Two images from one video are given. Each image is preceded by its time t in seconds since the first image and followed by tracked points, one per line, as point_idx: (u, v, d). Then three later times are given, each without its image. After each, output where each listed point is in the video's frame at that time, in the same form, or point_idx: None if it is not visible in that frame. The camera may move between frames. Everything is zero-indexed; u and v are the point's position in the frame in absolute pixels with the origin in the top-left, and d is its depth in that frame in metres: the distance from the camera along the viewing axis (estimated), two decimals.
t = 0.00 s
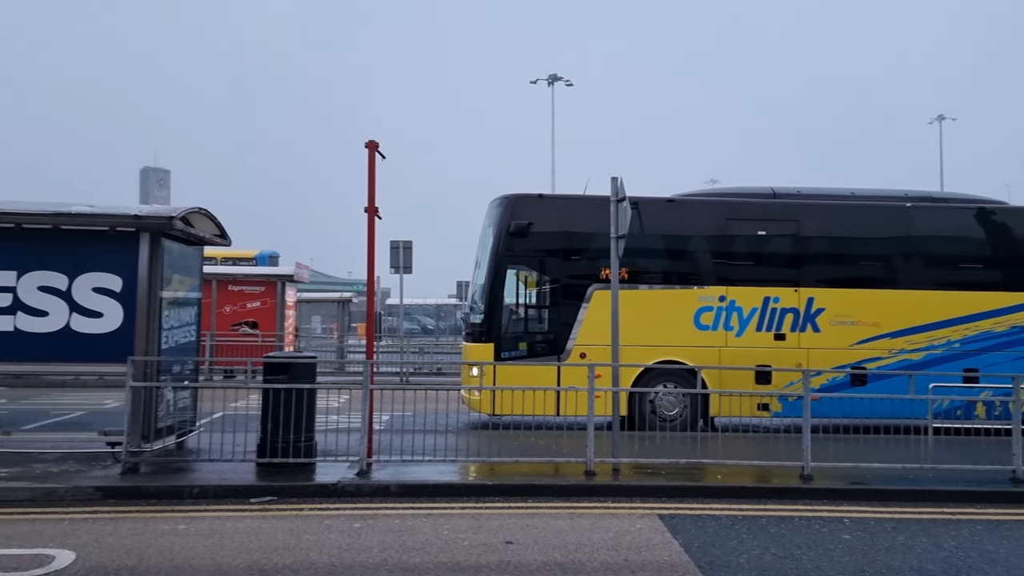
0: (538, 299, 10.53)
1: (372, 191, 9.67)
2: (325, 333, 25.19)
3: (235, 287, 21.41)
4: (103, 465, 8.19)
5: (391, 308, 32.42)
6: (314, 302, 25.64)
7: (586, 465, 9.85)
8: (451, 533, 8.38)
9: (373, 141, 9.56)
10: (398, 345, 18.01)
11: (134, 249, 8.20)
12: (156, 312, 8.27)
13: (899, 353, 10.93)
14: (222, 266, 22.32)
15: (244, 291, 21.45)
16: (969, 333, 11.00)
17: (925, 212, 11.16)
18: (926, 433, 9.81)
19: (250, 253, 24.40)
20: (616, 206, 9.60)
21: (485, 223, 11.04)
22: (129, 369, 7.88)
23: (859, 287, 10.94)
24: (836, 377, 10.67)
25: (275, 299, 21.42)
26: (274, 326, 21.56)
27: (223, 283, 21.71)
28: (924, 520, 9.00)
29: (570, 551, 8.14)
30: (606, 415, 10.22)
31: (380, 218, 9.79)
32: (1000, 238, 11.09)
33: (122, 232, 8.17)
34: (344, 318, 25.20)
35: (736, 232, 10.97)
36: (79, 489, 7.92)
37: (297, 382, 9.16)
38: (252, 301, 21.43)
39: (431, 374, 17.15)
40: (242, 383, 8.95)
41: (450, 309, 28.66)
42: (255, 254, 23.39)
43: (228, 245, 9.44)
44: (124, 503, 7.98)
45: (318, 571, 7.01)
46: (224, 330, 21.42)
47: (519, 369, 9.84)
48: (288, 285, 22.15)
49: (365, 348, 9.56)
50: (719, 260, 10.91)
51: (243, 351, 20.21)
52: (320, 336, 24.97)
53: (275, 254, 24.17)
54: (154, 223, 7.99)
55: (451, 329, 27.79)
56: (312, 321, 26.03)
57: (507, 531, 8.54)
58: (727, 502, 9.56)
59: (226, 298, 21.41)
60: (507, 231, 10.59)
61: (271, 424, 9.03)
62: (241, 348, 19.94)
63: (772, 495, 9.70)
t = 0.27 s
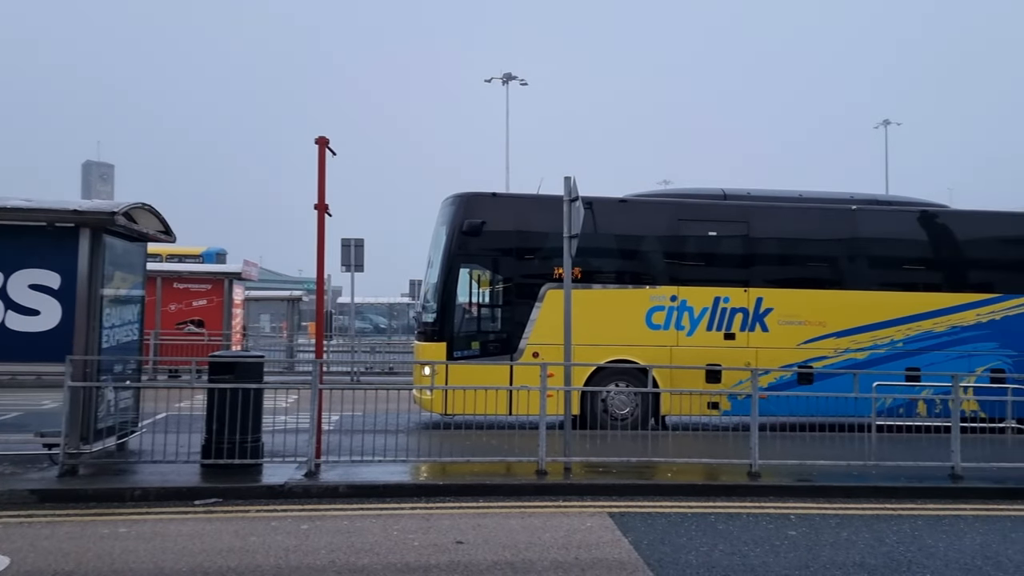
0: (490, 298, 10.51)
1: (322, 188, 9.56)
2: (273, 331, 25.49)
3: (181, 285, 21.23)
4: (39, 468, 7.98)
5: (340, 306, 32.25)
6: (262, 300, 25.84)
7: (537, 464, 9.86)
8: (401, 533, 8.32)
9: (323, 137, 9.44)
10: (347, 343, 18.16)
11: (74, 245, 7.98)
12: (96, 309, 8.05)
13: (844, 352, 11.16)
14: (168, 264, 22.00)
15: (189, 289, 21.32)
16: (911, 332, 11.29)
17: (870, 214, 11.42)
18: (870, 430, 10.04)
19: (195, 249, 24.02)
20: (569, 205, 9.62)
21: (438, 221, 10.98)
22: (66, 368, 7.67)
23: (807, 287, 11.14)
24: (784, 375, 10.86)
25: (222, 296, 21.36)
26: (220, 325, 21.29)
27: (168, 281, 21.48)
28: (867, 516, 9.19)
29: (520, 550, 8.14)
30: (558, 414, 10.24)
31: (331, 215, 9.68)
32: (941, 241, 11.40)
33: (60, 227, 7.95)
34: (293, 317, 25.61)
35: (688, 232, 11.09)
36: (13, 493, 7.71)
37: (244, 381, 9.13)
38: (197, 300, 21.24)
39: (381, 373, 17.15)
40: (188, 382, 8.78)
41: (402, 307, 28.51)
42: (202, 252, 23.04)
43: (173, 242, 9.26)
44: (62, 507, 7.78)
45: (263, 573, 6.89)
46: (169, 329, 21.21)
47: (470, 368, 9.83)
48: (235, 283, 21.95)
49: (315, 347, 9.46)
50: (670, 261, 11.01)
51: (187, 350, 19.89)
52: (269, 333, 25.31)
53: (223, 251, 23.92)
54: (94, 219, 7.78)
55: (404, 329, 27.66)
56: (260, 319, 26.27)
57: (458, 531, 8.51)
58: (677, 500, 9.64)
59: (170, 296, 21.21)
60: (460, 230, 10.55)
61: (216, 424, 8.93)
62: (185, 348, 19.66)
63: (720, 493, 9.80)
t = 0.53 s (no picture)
0: (448, 298, 10.47)
1: (276, 186, 9.43)
2: (225, 331, 25.34)
3: (130, 284, 20.96)
4: None
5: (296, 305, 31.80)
6: (214, 300, 25.85)
7: (494, 465, 9.86)
8: (354, 535, 8.24)
9: (277, 134, 9.32)
10: (302, 345, 18.50)
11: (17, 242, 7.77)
12: (39, 308, 7.85)
13: (797, 352, 11.34)
14: (117, 261, 21.63)
15: (138, 288, 21.02)
16: (861, 333, 11.52)
17: (823, 217, 11.63)
18: (822, 429, 10.20)
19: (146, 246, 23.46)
20: (527, 206, 9.61)
21: (395, 221, 10.90)
22: (8, 369, 7.47)
23: (761, 289, 11.30)
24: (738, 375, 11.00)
25: (173, 295, 21.09)
26: (172, 326, 20.97)
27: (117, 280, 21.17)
28: (817, 513, 9.34)
29: (475, 551, 8.10)
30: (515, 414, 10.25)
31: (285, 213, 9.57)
32: (891, 244, 11.65)
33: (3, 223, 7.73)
34: (245, 317, 25.66)
35: (645, 233, 11.17)
36: None
37: (193, 382, 8.99)
38: (147, 299, 20.98)
39: (337, 374, 17.07)
40: (136, 383, 8.66)
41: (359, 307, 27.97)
42: (152, 248, 22.49)
43: (121, 239, 9.07)
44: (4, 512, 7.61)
45: None
46: (117, 329, 20.90)
47: (427, 369, 9.81)
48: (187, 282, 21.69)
49: (267, 347, 9.34)
50: (628, 261, 11.08)
51: (135, 350, 19.48)
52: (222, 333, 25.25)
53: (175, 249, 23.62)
54: (38, 215, 7.58)
55: (360, 328, 26.95)
56: (213, 318, 26.15)
57: (413, 532, 8.45)
58: (632, 499, 9.69)
59: (119, 295, 20.92)
60: (418, 229, 10.50)
61: (165, 425, 8.80)
62: (134, 348, 19.36)
63: (675, 491, 9.88)
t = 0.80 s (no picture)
0: (406, 298, 10.42)
1: (230, 185, 9.29)
2: (179, 332, 25.08)
3: (80, 284, 20.56)
4: None
5: (251, 305, 31.46)
6: (167, 300, 25.63)
7: (452, 466, 9.84)
8: (309, 539, 8.14)
9: (231, 132, 9.17)
10: (258, 344, 18.33)
11: None
12: None
13: (754, 351, 11.50)
14: (66, 260, 21.18)
15: (87, 288, 20.65)
16: (816, 332, 11.71)
17: (779, 218, 11.79)
18: (774, 427, 10.46)
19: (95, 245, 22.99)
20: (487, 206, 9.58)
21: (354, 220, 10.80)
22: None
23: (718, 289, 11.42)
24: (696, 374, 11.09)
25: (123, 295, 20.78)
26: (121, 326, 20.69)
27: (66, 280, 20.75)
28: (772, 511, 9.46)
29: (432, 553, 8.05)
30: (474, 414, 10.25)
31: (239, 212, 9.43)
32: (845, 244, 11.86)
33: None
34: (199, 317, 25.48)
35: (604, 234, 11.22)
36: None
37: (144, 385, 8.90)
38: (97, 299, 20.64)
39: (292, 377, 16.99)
40: (84, 386, 8.53)
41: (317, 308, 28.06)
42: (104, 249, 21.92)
43: (68, 238, 8.89)
44: None
45: None
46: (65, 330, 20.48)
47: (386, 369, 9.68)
48: (139, 282, 21.35)
49: (221, 349, 9.25)
50: (587, 262, 11.12)
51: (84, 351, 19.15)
52: (175, 334, 25.23)
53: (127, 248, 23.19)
54: None
55: (317, 329, 27.28)
56: (165, 319, 26.14)
57: (369, 535, 8.37)
58: (590, 498, 9.72)
59: (67, 295, 20.49)
60: (376, 229, 10.42)
61: (114, 429, 8.72)
62: (82, 350, 19.03)
63: (632, 490, 9.94)
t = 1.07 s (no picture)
0: (362, 297, 10.36)
1: (179, 181, 9.11)
2: (127, 333, 24.66)
3: (24, 283, 20.05)
4: None
5: (203, 305, 30.85)
6: (115, 299, 25.21)
7: (408, 467, 9.77)
8: (261, 541, 8.01)
9: (181, 128, 8.99)
10: (210, 344, 18.23)
11: None
12: None
13: (709, 350, 11.63)
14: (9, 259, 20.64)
15: (31, 288, 20.16)
16: (769, 331, 11.89)
17: (734, 218, 11.93)
18: (729, 424, 10.59)
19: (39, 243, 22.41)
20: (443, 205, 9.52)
21: (308, 218, 10.71)
22: None
23: (674, 288, 11.53)
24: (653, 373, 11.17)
25: (69, 295, 20.35)
26: (66, 326, 20.25)
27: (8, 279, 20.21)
28: (726, 507, 9.55)
29: (387, 555, 7.96)
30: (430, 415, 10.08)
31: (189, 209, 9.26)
32: (797, 244, 12.05)
33: None
34: (149, 317, 25.07)
35: (561, 233, 11.24)
36: None
37: (89, 387, 8.68)
38: (42, 299, 20.18)
39: (245, 378, 16.77)
40: (26, 388, 8.31)
41: (271, 307, 27.85)
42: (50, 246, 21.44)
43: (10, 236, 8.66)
44: None
45: None
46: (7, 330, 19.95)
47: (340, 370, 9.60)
48: (86, 281, 20.93)
49: (170, 349, 9.06)
50: (545, 261, 11.13)
51: (26, 352, 18.70)
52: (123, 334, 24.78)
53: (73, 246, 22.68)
54: None
55: (271, 329, 27.17)
56: (114, 320, 25.60)
57: (322, 537, 8.26)
58: (547, 497, 9.72)
59: (9, 294, 19.92)
60: (330, 227, 10.34)
61: (58, 432, 8.52)
62: (25, 351, 18.59)
63: (588, 489, 9.98)
